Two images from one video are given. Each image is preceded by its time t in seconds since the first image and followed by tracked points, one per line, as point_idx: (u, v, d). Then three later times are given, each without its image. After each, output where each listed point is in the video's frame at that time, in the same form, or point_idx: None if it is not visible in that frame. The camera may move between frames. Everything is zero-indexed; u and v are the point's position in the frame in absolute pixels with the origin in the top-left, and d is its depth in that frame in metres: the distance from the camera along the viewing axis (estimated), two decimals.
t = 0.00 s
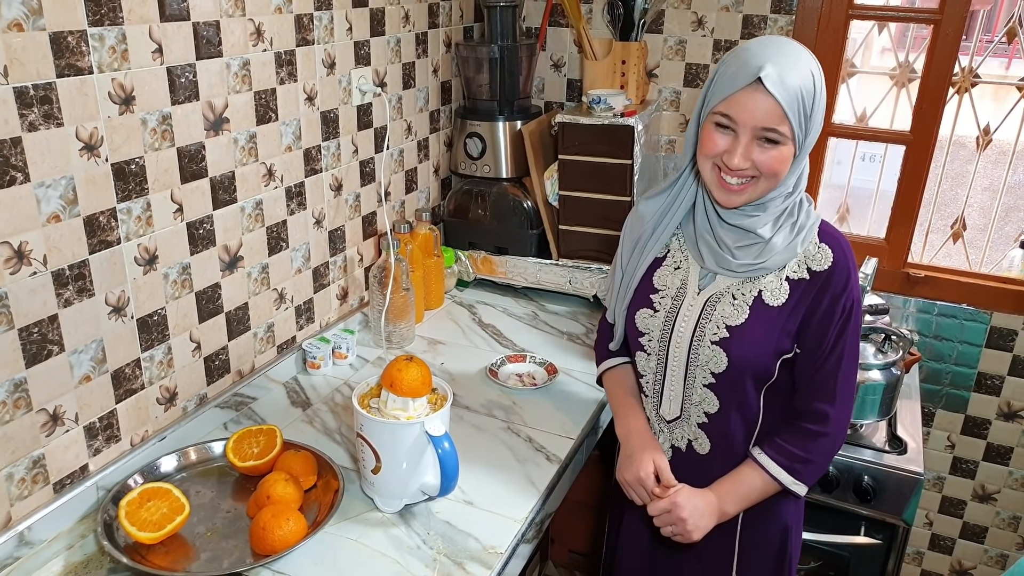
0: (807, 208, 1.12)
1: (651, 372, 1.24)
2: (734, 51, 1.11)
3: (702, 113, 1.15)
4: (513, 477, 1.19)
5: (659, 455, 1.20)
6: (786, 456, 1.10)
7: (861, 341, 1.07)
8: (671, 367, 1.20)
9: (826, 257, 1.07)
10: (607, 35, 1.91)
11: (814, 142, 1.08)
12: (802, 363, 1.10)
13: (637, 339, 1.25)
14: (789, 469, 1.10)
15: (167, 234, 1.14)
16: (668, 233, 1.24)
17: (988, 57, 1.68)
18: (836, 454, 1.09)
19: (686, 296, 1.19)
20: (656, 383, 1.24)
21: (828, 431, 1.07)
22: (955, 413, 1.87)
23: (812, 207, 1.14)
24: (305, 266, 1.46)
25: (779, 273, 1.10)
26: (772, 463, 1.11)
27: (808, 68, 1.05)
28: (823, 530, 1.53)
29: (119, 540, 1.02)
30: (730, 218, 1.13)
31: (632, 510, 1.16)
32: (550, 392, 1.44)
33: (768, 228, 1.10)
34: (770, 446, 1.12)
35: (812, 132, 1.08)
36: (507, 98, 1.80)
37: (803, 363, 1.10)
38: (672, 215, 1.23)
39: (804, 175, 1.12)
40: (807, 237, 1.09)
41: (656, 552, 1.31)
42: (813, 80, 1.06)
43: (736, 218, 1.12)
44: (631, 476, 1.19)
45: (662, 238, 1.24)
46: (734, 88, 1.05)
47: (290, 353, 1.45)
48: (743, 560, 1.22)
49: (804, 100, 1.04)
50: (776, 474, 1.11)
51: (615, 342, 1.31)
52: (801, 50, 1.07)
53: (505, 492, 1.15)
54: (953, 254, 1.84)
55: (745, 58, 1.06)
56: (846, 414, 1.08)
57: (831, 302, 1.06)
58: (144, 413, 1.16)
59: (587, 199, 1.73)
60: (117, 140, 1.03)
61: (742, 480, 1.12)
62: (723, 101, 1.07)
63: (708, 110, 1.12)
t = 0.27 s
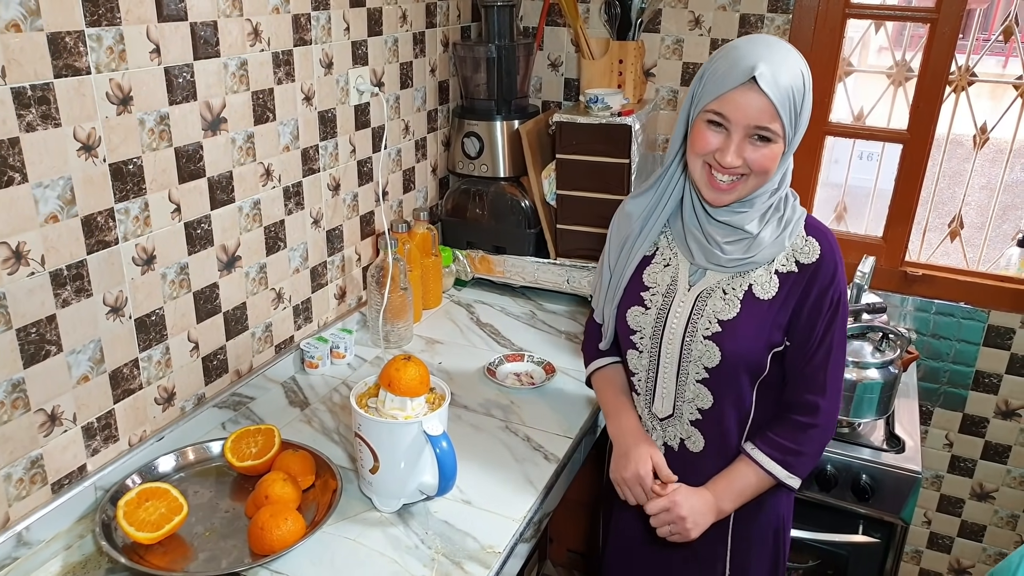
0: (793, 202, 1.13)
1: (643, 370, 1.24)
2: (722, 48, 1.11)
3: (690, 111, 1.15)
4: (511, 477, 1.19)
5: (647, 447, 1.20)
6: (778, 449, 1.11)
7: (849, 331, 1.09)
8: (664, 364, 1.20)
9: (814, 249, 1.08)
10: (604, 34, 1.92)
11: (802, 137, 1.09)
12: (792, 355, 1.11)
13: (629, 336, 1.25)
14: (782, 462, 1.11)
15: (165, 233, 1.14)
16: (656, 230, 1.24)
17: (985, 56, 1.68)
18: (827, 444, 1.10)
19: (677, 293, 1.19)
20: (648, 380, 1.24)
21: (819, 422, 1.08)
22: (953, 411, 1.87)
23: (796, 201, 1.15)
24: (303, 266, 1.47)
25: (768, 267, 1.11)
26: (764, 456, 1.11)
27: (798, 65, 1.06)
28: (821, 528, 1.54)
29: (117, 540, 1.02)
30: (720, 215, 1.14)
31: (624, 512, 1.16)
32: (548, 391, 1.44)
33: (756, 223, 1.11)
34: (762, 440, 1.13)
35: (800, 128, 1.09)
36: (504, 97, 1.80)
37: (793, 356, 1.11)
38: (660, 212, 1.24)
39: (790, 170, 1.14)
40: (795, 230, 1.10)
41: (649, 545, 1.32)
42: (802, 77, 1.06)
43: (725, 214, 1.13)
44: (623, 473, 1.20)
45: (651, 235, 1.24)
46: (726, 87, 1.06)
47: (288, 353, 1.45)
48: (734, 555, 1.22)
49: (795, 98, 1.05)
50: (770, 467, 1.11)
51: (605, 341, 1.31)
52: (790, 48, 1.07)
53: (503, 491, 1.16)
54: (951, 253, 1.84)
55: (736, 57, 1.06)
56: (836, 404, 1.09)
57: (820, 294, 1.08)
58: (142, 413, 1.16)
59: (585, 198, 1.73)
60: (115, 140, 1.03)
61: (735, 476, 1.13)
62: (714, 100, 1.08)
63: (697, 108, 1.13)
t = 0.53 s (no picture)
0: (783, 203, 1.13)
1: (634, 368, 1.24)
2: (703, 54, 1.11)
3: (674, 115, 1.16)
4: (511, 478, 1.19)
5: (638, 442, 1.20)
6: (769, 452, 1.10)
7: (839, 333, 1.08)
8: (654, 362, 1.20)
9: (803, 249, 1.08)
10: (605, 36, 1.92)
11: (781, 139, 1.09)
12: (781, 355, 1.11)
13: (621, 335, 1.26)
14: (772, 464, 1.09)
15: (166, 235, 1.14)
16: (649, 231, 1.25)
17: (986, 58, 1.68)
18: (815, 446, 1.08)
19: (668, 291, 1.19)
20: (639, 378, 1.24)
21: (809, 425, 1.07)
22: (954, 413, 1.87)
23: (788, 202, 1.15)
24: (304, 267, 1.47)
25: (757, 266, 1.11)
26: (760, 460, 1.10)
27: (772, 69, 1.05)
28: (822, 531, 1.54)
29: (117, 541, 1.02)
30: (708, 214, 1.14)
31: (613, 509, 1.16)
32: (549, 393, 1.44)
33: (744, 223, 1.11)
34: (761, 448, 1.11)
35: (779, 131, 1.08)
36: (504, 99, 1.81)
37: (782, 356, 1.11)
38: (653, 213, 1.24)
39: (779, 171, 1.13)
40: (784, 230, 1.10)
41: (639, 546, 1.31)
42: (777, 80, 1.06)
43: (712, 214, 1.13)
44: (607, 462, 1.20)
45: (644, 236, 1.25)
46: (699, 92, 1.06)
47: (288, 354, 1.45)
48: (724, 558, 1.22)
49: (768, 101, 1.05)
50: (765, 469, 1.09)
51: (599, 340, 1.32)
52: (764, 51, 1.07)
53: (503, 493, 1.15)
54: (952, 255, 1.85)
55: (710, 62, 1.06)
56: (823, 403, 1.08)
57: (809, 294, 1.07)
58: (143, 414, 1.16)
59: (586, 199, 1.73)
60: (116, 142, 1.03)
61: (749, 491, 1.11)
62: (690, 105, 1.08)
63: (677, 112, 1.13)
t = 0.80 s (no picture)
0: (767, 203, 1.12)
1: (623, 365, 1.25)
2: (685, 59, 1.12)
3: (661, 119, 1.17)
4: (512, 480, 1.19)
5: (605, 431, 1.23)
6: (787, 459, 1.10)
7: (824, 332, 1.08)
8: (640, 360, 1.21)
9: (786, 249, 1.08)
10: (605, 39, 1.92)
11: (764, 144, 1.09)
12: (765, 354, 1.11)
13: (611, 333, 1.27)
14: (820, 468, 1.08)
15: (168, 237, 1.15)
16: (638, 232, 1.25)
17: (984, 61, 1.69)
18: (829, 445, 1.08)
19: (654, 290, 1.20)
20: (627, 375, 1.25)
21: (808, 422, 1.07)
22: (953, 415, 1.88)
23: (773, 202, 1.14)
24: (305, 269, 1.47)
25: (739, 265, 1.11)
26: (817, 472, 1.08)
27: (750, 74, 1.06)
28: (822, 532, 1.54)
29: (119, 542, 1.02)
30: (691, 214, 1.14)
31: (567, 489, 1.18)
32: (549, 394, 1.45)
33: (726, 223, 1.11)
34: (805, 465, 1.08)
35: (761, 135, 1.09)
36: (504, 101, 1.82)
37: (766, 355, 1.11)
38: (641, 214, 1.25)
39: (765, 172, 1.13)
40: (767, 230, 1.10)
41: (631, 543, 1.32)
42: (757, 85, 1.06)
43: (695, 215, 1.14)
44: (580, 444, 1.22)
45: (634, 236, 1.26)
46: (677, 98, 1.07)
47: (289, 355, 1.45)
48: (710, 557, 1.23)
49: (748, 107, 1.05)
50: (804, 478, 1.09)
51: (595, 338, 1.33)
52: (747, 57, 1.08)
53: (504, 494, 1.16)
54: (950, 257, 1.85)
55: (688, 69, 1.07)
56: (822, 404, 1.08)
57: (794, 293, 1.07)
58: (144, 415, 1.16)
59: (586, 202, 1.74)
60: (118, 144, 1.04)
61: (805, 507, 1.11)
62: (670, 111, 1.09)
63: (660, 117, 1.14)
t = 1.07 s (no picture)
0: (765, 205, 1.13)
1: (624, 367, 1.24)
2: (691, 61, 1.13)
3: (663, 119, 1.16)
4: (510, 482, 1.19)
5: (590, 441, 1.24)
6: (771, 455, 1.12)
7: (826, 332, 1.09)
8: (642, 362, 1.21)
9: (786, 251, 1.09)
10: (605, 42, 1.93)
11: (769, 144, 1.11)
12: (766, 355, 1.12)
13: (610, 335, 1.26)
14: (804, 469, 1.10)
15: (168, 239, 1.15)
16: (634, 236, 1.25)
17: (983, 65, 1.70)
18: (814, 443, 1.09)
19: (655, 292, 1.20)
20: (629, 377, 1.24)
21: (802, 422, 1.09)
22: (952, 418, 1.88)
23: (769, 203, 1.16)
24: (305, 271, 1.47)
25: (740, 267, 1.12)
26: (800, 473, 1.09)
27: (761, 73, 1.07)
28: (821, 535, 1.54)
29: (118, 544, 1.02)
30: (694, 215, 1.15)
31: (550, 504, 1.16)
32: (548, 396, 1.45)
33: (728, 224, 1.12)
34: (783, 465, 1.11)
35: (767, 135, 1.10)
36: (504, 104, 1.82)
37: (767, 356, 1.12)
38: (638, 218, 1.25)
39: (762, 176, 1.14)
40: (767, 233, 1.11)
41: (632, 545, 1.32)
42: (767, 84, 1.08)
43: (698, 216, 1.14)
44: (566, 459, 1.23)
45: (631, 239, 1.25)
46: (691, 96, 1.07)
47: (289, 357, 1.46)
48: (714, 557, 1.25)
49: (759, 105, 1.06)
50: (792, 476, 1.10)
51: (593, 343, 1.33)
52: (752, 57, 1.09)
53: (503, 497, 1.16)
54: (949, 260, 1.85)
55: (701, 68, 1.07)
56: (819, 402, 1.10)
57: (795, 294, 1.08)
58: (144, 417, 1.16)
59: (586, 205, 1.74)
60: (119, 147, 1.04)
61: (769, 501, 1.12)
62: (683, 109, 1.09)
63: (667, 118, 1.14)
